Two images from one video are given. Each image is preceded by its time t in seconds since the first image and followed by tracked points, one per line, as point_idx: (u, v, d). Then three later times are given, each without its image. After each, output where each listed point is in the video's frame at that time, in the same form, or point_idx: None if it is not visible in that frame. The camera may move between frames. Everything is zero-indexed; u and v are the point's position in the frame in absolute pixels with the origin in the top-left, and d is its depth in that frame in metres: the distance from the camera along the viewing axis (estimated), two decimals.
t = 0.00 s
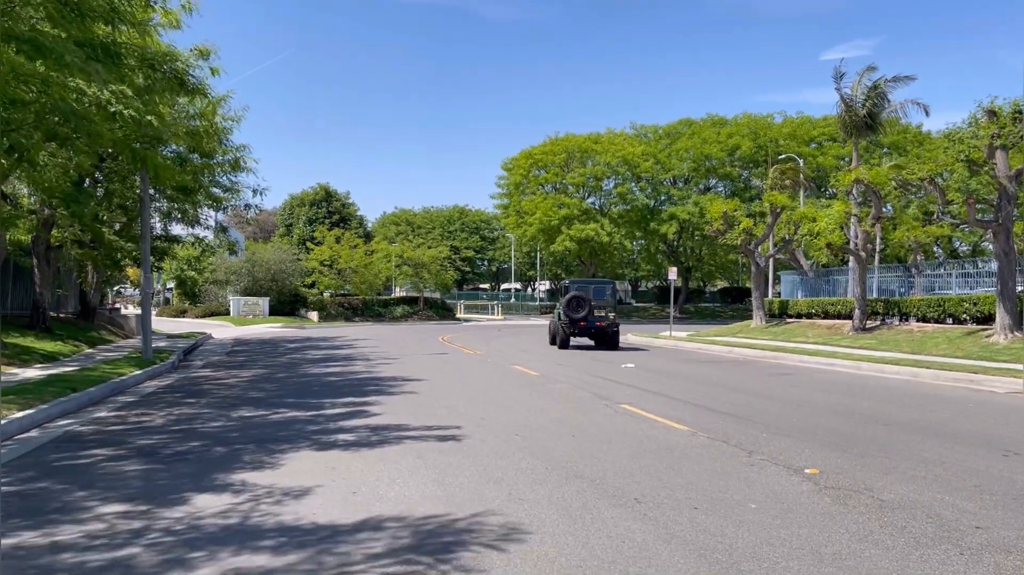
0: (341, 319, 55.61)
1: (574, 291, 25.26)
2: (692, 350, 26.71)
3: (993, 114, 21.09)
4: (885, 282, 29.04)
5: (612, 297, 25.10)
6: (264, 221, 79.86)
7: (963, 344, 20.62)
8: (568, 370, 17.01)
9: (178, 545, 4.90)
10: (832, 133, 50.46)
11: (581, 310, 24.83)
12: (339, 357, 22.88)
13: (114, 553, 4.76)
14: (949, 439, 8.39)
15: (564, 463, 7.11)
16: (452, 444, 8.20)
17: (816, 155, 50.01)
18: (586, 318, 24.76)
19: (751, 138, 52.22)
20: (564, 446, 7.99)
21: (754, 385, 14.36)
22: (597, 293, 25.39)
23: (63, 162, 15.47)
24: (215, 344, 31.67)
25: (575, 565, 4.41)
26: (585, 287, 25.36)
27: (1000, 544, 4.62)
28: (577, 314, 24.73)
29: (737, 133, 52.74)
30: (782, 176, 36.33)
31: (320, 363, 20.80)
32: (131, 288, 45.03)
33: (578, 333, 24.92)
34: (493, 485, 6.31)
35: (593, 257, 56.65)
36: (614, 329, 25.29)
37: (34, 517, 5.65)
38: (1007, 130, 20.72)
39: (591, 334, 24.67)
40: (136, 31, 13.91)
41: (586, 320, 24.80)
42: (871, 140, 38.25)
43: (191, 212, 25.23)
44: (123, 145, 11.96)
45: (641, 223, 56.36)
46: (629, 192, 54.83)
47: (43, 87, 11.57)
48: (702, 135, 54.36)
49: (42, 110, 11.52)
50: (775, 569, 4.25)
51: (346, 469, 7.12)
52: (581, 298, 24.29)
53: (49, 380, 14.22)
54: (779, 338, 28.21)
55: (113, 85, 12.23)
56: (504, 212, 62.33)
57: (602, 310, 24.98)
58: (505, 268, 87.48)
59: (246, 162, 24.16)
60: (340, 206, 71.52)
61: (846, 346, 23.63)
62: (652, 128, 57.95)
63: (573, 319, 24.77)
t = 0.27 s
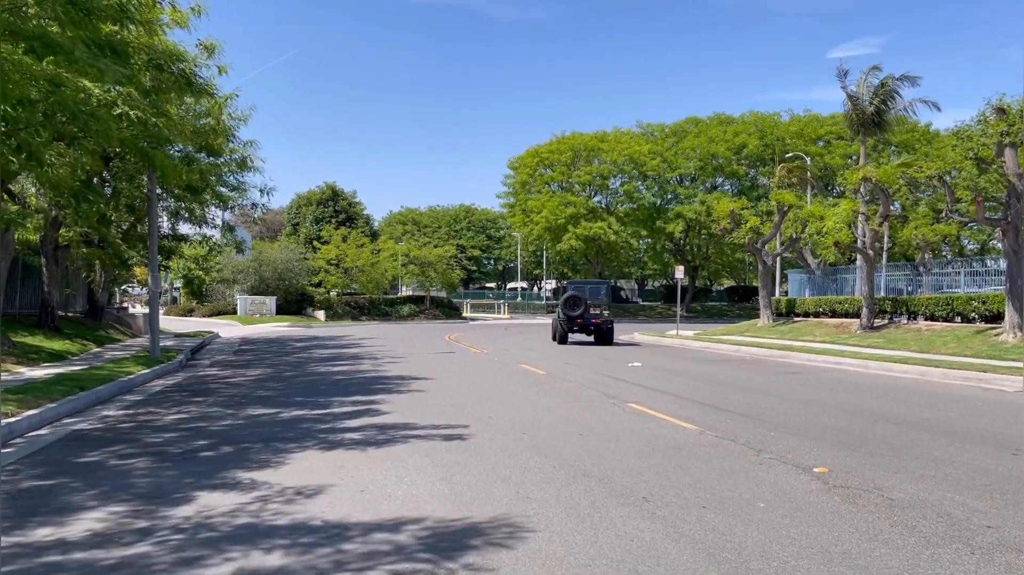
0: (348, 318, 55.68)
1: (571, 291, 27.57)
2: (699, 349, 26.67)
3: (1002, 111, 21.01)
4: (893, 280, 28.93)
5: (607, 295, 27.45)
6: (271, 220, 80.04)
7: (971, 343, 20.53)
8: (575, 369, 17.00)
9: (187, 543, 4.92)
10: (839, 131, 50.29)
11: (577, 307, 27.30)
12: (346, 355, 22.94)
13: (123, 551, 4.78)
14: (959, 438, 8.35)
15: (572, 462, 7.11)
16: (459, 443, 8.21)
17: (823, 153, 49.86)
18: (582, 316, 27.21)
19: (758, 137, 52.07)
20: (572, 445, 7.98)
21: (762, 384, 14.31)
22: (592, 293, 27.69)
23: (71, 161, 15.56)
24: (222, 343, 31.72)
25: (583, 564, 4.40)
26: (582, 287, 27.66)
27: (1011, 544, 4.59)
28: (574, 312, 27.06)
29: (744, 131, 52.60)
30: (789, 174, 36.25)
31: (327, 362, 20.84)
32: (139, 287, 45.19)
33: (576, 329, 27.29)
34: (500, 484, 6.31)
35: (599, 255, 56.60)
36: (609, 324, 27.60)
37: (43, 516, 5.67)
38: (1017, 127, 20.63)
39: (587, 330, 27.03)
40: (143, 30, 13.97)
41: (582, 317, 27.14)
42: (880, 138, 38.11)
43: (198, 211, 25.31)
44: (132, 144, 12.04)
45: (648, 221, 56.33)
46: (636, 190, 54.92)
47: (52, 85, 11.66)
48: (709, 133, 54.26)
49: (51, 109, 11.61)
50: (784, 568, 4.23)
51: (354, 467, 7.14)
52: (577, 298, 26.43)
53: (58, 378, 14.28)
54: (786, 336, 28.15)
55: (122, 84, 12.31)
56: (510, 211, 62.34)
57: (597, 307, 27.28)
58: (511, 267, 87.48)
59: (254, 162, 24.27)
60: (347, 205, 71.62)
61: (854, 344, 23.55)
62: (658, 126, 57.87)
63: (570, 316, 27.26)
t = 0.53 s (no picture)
0: (354, 316, 55.80)
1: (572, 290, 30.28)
2: (704, 347, 26.64)
3: (1009, 109, 20.94)
4: (899, 279, 28.85)
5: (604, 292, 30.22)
6: (276, 219, 80.21)
7: (978, 341, 20.45)
8: (581, 367, 17.00)
9: (193, 541, 4.93)
10: (845, 129, 50.16)
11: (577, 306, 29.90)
12: (352, 354, 22.99)
13: (130, 549, 4.79)
14: (967, 437, 8.31)
15: (578, 460, 7.11)
16: (465, 441, 8.22)
17: (829, 151, 49.73)
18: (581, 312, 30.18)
19: (764, 135, 51.97)
20: (578, 443, 7.98)
21: (768, 383, 14.27)
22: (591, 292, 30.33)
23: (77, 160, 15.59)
24: (228, 342, 31.82)
25: (590, 562, 4.39)
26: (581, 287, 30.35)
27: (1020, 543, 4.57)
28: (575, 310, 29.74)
29: (750, 129, 52.48)
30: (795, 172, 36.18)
31: (333, 360, 20.89)
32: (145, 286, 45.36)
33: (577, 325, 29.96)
34: (506, 482, 6.31)
35: (605, 254, 56.55)
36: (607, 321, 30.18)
37: (50, 513, 5.70)
38: None
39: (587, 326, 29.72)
40: (149, 29, 14.02)
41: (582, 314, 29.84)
42: (886, 136, 38.01)
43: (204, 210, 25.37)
44: (139, 143, 12.11)
45: (653, 220, 56.33)
46: (641, 188, 55.25)
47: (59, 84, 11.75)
48: (715, 132, 54.17)
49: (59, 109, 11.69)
50: (791, 567, 4.22)
51: (360, 465, 7.15)
52: (577, 297, 29.14)
53: (64, 377, 14.34)
54: (792, 335, 28.11)
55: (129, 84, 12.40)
56: (516, 209, 62.35)
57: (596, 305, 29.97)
58: (516, 265, 87.47)
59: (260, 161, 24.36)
60: (352, 204, 71.69)
61: (860, 343, 23.50)
62: (664, 124, 57.83)
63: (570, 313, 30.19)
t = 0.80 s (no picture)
0: (358, 315, 55.87)
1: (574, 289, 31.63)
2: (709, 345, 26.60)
3: (1016, 107, 20.93)
4: (905, 277, 28.77)
5: (605, 291, 31.51)
6: (281, 218, 80.34)
7: (984, 339, 20.39)
8: (586, 366, 17.00)
9: (198, 538, 4.93)
10: (850, 127, 50.07)
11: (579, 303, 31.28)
12: (357, 352, 23.01)
13: (137, 547, 4.79)
14: (973, 435, 8.29)
15: (583, 459, 7.10)
16: (470, 440, 8.22)
17: (834, 149, 49.63)
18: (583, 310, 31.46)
19: (768, 134, 51.84)
20: (583, 441, 7.98)
21: (773, 381, 14.23)
22: (592, 290, 31.71)
23: (83, 159, 15.62)
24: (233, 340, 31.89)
25: (597, 560, 4.39)
26: (583, 287, 31.71)
27: None
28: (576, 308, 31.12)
29: (754, 128, 52.37)
30: (800, 170, 36.10)
31: (337, 359, 20.91)
32: (150, 284, 45.46)
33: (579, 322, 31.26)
34: (512, 480, 6.31)
35: (609, 252, 56.55)
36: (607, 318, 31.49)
37: (57, 511, 5.71)
38: None
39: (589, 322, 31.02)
40: (154, 27, 14.09)
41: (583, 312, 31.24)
42: (891, 134, 37.93)
43: (210, 209, 25.41)
44: (146, 142, 12.16)
45: (657, 218, 56.34)
46: (645, 187, 54.99)
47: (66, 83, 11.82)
48: (719, 130, 54.10)
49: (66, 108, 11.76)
50: (798, 565, 4.21)
51: (366, 464, 7.15)
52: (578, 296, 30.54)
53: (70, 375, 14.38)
54: (797, 333, 28.05)
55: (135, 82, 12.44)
56: (520, 207, 62.35)
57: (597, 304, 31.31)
58: (520, 264, 87.50)
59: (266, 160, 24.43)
60: (357, 202, 71.77)
61: (865, 341, 23.45)
62: (668, 122, 57.77)
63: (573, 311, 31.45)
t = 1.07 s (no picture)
0: (362, 313, 55.94)
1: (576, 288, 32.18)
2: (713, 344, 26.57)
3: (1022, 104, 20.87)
4: (909, 275, 28.71)
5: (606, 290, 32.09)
6: (285, 216, 80.44)
7: (988, 338, 20.34)
8: (590, 364, 16.99)
9: (202, 535, 4.93)
10: (854, 125, 50.01)
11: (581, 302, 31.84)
12: (361, 350, 23.03)
13: (142, 544, 4.80)
14: (979, 434, 8.26)
15: (588, 457, 7.10)
16: (475, 438, 8.21)
17: (838, 147, 49.56)
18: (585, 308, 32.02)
19: (772, 132, 51.77)
20: (588, 439, 7.97)
21: (778, 379, 14.22)
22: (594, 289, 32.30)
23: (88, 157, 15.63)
24: (238, 338, 31.94)
25: (602, 559, 4.38)
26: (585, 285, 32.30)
27: None
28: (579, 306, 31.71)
29: (758, 126, 52.30)
30: (804, 169, 36.04)
31: (341, 357, 20.93)
32: (155, 283, 45.56)
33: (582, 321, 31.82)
34: (516, 478, 6.32)
35: (612, 250, 56.54)
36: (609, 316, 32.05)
37: (62, 509, 5.72)
38: None
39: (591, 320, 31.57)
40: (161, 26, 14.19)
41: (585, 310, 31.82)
42: (896, 132, 37.87)
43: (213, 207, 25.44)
44: (151, 141, 12.24)
45: (661, 216, 56.33)
46: (649, 185, 54.94)
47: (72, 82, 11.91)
48: (723, 128, 54.02)
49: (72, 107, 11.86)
50: (804, 564, 4.21)
51: (370, 462, 7.15)
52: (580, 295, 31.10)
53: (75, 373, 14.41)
54: (801, 331, 28.02)
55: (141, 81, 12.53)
56: (523, 206, 62.37)
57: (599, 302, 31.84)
58: (524, 262, 87.52)
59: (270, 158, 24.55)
60: (361, 201, 71.85)
61: (870, 339, 23.41)
62: (671, 120, 57.74)
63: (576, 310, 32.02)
